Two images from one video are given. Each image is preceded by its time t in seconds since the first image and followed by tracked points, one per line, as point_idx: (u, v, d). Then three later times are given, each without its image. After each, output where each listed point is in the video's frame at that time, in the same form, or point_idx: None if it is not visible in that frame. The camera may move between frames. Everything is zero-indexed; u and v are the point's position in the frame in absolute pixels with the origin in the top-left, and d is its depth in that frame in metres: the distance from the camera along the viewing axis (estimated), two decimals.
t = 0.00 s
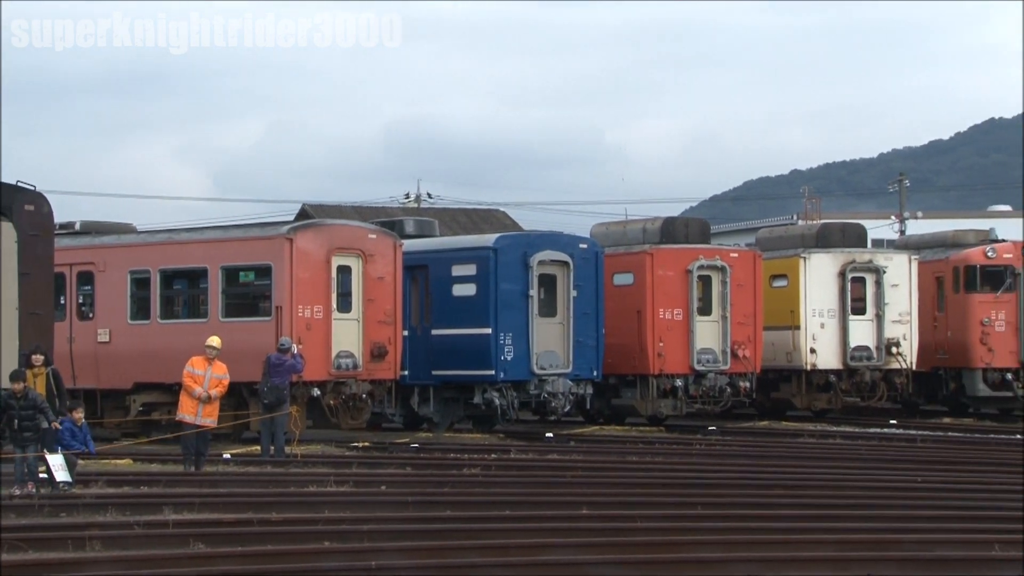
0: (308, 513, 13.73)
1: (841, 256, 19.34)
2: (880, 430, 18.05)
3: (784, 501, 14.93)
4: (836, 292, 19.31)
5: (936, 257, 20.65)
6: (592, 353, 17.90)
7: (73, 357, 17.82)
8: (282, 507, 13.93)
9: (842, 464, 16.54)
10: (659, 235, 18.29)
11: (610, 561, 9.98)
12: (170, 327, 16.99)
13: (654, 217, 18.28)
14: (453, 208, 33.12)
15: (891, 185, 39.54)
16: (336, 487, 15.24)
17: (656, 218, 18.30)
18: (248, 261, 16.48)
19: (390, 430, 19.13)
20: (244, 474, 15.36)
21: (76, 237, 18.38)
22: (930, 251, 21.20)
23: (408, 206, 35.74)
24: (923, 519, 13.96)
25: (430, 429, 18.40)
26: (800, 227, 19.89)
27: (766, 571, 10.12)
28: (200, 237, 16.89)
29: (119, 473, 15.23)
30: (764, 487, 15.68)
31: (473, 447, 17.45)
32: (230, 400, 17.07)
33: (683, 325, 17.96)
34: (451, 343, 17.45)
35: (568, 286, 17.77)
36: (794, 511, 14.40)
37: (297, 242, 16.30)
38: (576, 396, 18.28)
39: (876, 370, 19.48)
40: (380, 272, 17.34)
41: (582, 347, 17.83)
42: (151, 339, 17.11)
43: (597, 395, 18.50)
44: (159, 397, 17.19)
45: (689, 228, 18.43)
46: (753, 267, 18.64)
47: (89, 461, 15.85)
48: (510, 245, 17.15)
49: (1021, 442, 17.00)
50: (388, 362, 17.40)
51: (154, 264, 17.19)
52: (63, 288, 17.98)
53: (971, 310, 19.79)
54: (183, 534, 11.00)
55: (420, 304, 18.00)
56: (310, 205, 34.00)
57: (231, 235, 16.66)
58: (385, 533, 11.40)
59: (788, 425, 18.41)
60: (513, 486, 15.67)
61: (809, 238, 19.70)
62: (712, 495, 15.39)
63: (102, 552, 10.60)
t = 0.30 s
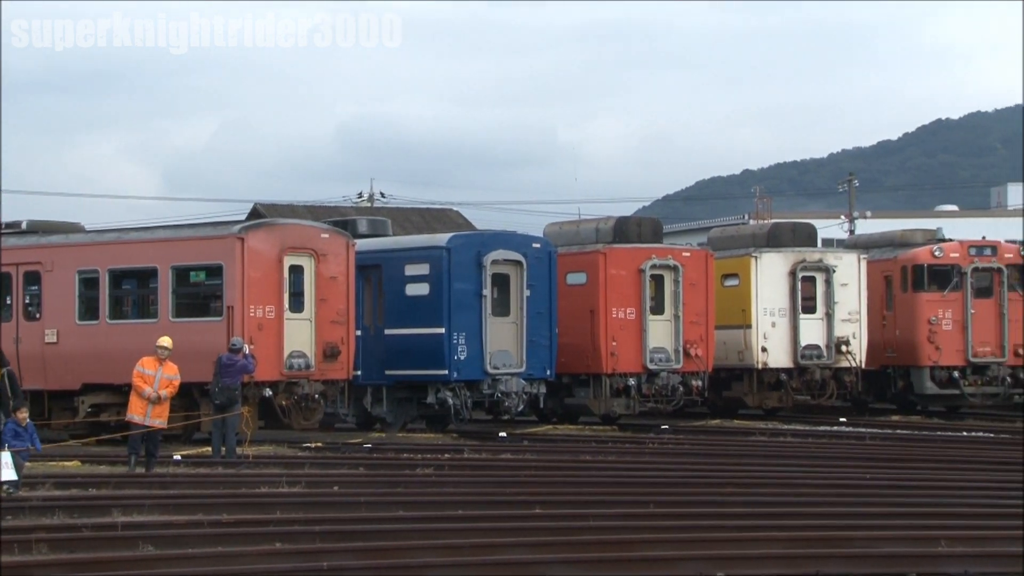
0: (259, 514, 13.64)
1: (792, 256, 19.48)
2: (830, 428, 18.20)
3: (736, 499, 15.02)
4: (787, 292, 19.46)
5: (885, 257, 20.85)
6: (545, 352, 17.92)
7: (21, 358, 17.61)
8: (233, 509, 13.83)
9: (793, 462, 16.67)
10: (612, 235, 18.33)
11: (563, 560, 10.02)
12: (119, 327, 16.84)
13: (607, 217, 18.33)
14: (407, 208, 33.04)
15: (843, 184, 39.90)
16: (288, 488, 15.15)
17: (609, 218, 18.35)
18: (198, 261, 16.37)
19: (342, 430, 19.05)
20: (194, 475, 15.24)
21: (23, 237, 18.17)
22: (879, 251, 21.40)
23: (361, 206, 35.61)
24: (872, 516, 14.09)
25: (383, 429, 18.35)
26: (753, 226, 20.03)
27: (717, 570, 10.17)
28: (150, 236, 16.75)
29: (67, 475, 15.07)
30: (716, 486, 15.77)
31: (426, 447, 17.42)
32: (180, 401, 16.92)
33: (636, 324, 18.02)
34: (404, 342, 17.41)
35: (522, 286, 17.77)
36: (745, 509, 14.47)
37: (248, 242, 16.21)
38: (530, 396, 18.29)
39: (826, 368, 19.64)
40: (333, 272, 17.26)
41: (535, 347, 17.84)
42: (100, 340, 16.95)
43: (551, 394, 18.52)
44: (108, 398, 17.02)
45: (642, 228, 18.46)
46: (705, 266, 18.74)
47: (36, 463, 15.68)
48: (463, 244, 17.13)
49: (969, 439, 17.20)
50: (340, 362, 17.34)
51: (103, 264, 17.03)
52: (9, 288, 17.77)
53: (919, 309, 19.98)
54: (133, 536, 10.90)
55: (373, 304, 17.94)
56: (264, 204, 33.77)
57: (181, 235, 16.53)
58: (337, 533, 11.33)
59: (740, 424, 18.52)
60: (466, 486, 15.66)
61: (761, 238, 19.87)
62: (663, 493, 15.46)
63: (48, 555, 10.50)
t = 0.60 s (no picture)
0: (205, 515, 13.54)
1: (740, 258, 19.60)
2: (777, 429, 18.34)
3: (684, 499, 15.09)
4: (735, 293, 19.58)
5: (833, 259, 21.01)
6: (495, 353, 17.93)
7: None
8: (179, 510, 13.72)
9: (740, 463, 16.77)
10: (562, 236, 18.36)
11: (510, 560, 10.06)
12: (64, 326, 16.67)
13: (557, 218, 18.34)
14: (357, 208, 32.96)
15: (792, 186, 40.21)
16: (235, 488, 15.05)
17: (559, 219, 18.37)
18: (145, 260, 16.24)
19: (291, 430, 18.96)
20: (140, 476, 15.09)
21: None
22: (826, 253, 21.57)
23: (310, 205, 35.47)
24: (818, 516, 14.20)
25: (332, 429, 18.27)
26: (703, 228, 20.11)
27: (664, 570, 10.20)
28: (96, 235, 16.60)
29: (10, 476, 14.89)
30: (663, 486, 15.84)
31: (375, 448, 17.37)
32: (126, 401, 16.76)
33: (585, 325, 18.07)
34: (353, 343, 17.36)
35: (472, 286, 17.77)
36: (693, 509, 14.54)
37: (196, 241, 16.10)
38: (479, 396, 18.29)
39: (774, 370, 19.79)
40: (282, 272, 17.17)
41: (485, 347, 17.84)
42: (44, 339, 16.77)
43: (500, 395, 18.52)
44: (52, 398, 16.84)
45: (592, 229, 18.48)
46: (655, 268, 18.82)
47: None
48: (413, 245, 17.10)
49: (913, 440, 17.38)
50: (289, 362, 17.25)
51: (48, 263, 16.85)
52: None
53: (865, 311, 20.17)
54: (76, 537, 10.85)
55: (322, 304, 17.87)
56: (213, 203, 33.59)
57: (128, 234, 16.40)
58: (281, 533, 11.27)
59: (688, 425, 18.61)
60: (414, 487, 15.63)
61: (709, 239, 19.91)
62: (610, 493, 15.51)
63: None
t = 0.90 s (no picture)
0: (151, 515, 13.43)
1: (690, 258, 19.71)
2: (726, 429, 18.44)
3: (632, 499, 15.14)
4: (684, 294, 19.68)
5: (782, 260, 21.16)
6: (445, 353, 17.91)
7: None
8: (125, 511, 13.60)
9: (688, 462, 16.85)
10: (513, 236, 18.37)
11: (457, 561, 10.12)
12: (9, 326, 16.50)
13: (507, 217, 18.35)
14: (308, 208, 32.83)
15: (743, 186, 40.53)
16: (182, 489, 14.93)
17: (510, 219, 18.38)
18: (92, 259, 16.09)
19: (239, 430, 18.85)
20: (85, 476, 14.94)
21: None
22: (775, 255, 21.73)
23: (260, 204, 35.30)
24: (765, 515, 14.28)
25: (280, 429, 18.18)
26: (652, 229, 20.20)
27: (612, 570, 10.23)
28: (42, 234, 16.45)
29: None
30: (612, 486, 15.88)
31: (324, 448, 17.30)
32: (71, 401, 16.59)
33: (535, 325, 18.09)
34: (302, 343, 17.29)
35: (422, 287, 17.74)
36: (641, 509, 14.59)
37: (144, 240, 15.98)
38: (429, 396, 18.27)
39: (723, 370, 19.90)
40: (230, 271, 17.07)
41: (435, 347, 17.83)
42: None
43: (450, 395, 18.51)
44: None
45: (542, 229, 18.49)
46: (605, 268, 18.87)
47: None
48: (363, 244, 17.05)
49: (859, 440, 17.54)
50: (237, 362, 17.16)
51: None
52: None
53: (813, 312, 20.33)
54: (20, 539, 10.85)
55: (271, 304, 17.78)
56: (163, 202, 33.32)
57: (74, 233, 16.24)
58: (226, 535, 11.21)
59: (638, 424, 18.67)
60: (363, 487, 15.58)
61: (659, 240, 19.97)
62: (559, 493, 15.54)
63: None
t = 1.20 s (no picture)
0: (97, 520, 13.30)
1: (639, 259, 19.79)
2: (675, 429, 18.54)
3: (582, 499, 15.18)
4: (634, 294, 19.76)
5: (730, 261, 21.31)
6: (395, 354, 17.87)
7: None
8: (70, 515, 13.44)
9: (637, 462, 16.92)
10: (462, 236, 18.35)
11: (407, 562, 10.12)
12: None
13: (458, 218, 18.35)
14: (255, 208, 32.66)
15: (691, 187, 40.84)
16: (128, 492, 14.78)
17: (459, 219, 18.36)
18: (36, 261, 15.91)
19: (187, 433, 18.69)
20: (29, 480, 14.75)
21: None
22: (723, 255, 21.85)
23: (207, 205, 35.04)
24: (714, 514, 14.38)
25: (229, 432, 18.05)
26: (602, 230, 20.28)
27: (561, 570, 10.29)
28: None
29: None
30: (561, 487, 15.92)
31: (273, 450, 17.20)
32: (15, 404, 16.38)
33: (485, 326, 18.09)
34: (251, 345, 17.18)
35: (372, 288, 17.69)
36: (591, 510, 14.64)
37: (89, 241, 15.81)
38: (379, 398, 18.21)
39: (672, 370, 20.02)
40: (178, 273, 16.92)
41: (385, 349, 17.79)
42: None
43: (400, 396, 18.45)
44: None
45: (492, 230, 18.54)
46: (555, 269, 18.91)
47: None
48: (312, 246, 16.97)
49: (806, 439, 17.69)
50: (185, 364, 17.01)
51: None
52: None
53: (761, 312, 20.50)
54: None
55: (219, 306, 17.65)
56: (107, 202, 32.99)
57: (18, 234, 16.05)
58: (173, 539, 11.14)
59: (588, 425, 18.73)
60: (313, 489, 15.52)
61: (608, 241, 20.03)
62: (509, 494, 15.56)
63: None
